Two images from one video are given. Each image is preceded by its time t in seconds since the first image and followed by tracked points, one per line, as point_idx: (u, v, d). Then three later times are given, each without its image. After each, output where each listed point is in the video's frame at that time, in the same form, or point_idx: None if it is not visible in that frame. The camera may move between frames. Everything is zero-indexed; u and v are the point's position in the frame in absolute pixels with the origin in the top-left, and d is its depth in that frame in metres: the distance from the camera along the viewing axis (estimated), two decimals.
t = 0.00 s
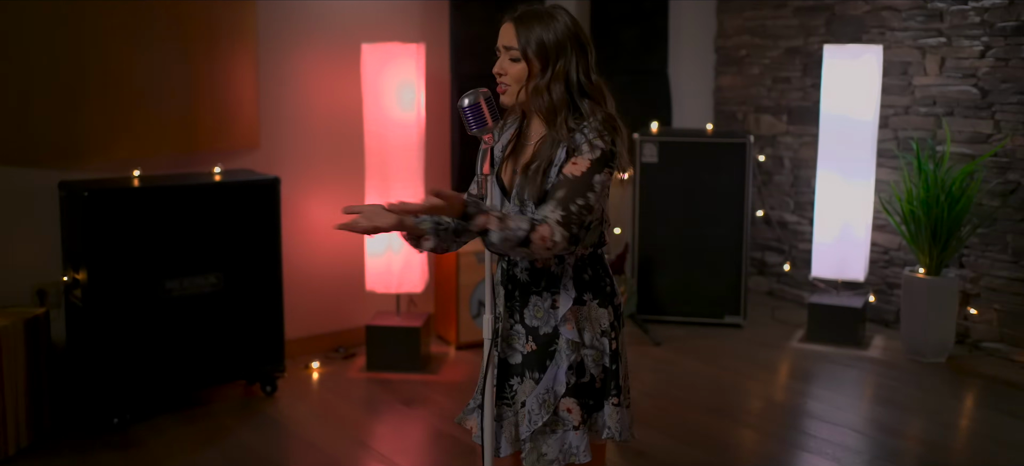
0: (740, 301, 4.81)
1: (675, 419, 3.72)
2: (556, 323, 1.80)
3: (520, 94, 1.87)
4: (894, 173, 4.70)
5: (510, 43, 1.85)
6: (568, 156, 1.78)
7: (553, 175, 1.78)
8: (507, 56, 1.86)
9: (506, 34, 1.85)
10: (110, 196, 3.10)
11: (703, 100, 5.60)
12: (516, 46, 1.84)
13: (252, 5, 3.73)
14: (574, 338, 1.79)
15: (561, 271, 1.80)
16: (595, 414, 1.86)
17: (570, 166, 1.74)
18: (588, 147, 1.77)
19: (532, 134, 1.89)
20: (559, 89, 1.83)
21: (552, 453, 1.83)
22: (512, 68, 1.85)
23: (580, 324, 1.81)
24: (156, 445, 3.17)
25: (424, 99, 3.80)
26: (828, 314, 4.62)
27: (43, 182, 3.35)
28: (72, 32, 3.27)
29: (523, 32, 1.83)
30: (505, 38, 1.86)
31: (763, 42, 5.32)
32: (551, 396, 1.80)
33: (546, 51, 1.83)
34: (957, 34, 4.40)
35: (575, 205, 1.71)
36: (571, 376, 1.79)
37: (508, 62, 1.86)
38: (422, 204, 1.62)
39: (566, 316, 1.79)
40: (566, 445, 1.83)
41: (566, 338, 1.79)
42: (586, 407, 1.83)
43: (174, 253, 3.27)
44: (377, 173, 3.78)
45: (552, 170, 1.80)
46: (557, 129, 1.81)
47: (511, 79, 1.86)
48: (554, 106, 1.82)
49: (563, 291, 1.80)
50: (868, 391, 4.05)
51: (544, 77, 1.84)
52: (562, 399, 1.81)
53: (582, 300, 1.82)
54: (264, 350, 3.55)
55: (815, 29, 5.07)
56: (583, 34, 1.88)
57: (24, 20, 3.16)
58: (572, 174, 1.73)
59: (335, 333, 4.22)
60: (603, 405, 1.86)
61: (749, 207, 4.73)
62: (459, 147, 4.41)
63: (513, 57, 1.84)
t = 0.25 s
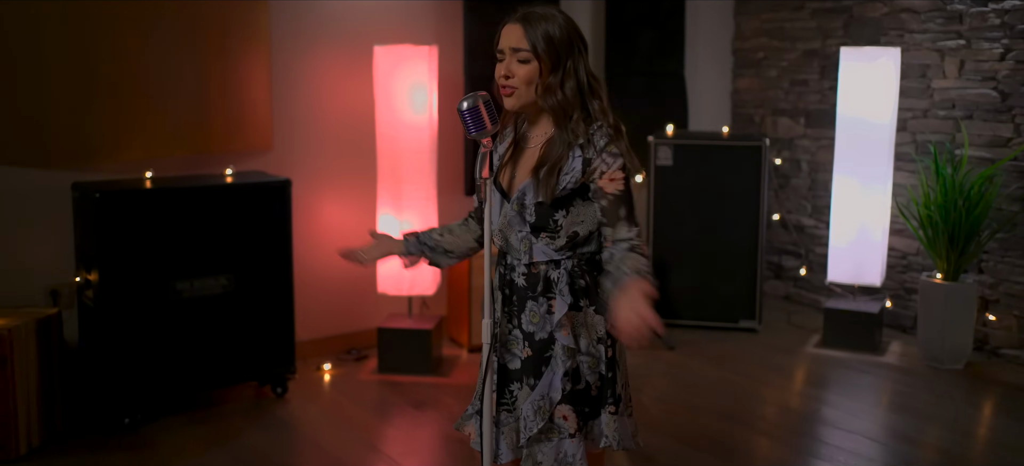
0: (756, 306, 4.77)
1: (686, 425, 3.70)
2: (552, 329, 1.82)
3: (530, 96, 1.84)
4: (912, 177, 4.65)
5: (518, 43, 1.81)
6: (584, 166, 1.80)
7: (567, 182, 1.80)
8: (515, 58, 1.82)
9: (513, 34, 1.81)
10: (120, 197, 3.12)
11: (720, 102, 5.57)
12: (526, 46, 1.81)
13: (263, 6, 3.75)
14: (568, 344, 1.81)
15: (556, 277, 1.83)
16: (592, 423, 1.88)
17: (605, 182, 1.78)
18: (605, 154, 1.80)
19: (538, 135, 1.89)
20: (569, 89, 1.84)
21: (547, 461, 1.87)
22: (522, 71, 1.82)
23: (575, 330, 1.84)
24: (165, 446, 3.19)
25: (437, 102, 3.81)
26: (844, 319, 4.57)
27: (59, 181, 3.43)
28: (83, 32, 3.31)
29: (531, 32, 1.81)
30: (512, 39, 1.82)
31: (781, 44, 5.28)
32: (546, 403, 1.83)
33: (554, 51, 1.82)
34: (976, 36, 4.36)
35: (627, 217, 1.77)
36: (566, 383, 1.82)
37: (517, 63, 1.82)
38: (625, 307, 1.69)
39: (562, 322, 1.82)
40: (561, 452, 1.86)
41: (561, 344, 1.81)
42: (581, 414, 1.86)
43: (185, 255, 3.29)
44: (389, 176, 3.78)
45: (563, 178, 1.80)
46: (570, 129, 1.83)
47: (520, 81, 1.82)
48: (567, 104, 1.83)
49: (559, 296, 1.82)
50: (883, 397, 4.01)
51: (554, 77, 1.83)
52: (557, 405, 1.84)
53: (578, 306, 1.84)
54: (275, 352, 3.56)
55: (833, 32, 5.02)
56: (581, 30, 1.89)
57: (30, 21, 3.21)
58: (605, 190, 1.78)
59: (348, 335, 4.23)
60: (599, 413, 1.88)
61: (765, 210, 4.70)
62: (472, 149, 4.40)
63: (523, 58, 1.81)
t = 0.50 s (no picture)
0: (768, 307, 4.73)
1: (695, 427, 3.67)
2: (555, 330, 1.81)
3: (528, 94, 1.83)
4: (926, 178, 4.61)
5: (517, 40, 1.81)
6: (587, 164, 1.79)
7: (572, 182, 1.79)
8: (514, 55, 1.82)
9: (512, 32, 1.81)
10: (128, 195, 3.12)
11: (733, 102, 5.53)
12: (524, 44, 1.80)
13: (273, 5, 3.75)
14: (572, 346, 1.80)
15: (560, 278, 1.82)
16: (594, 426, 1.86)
17: (614, 185, 1.76)
18: (609, 155, 1.77)
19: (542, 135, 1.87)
20: (569, 88, 1.82)
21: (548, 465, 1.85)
22: (520, 68, 1.81)
23: (579, 332, 1.82)
24: (174, 444, 3.19)
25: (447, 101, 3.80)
26: (857, 321, 4.53)
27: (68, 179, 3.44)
28: (94, 30, 3.33)
29: (530, 29, 1.80)
30: (511, 36, 1.82)
31: (795, 43, 5.24)
32: (549, 406, 1.81)
33: (554, 49, 1.81)
34: (992, 36, 4.31)
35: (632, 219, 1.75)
36: (569, 385, 1.80)
37: (514, 60, 1.82)
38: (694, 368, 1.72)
39: (566, 324, 1.80)
40: (563, 457, 1.84)
41: (564, 346, 1.80)
42: (584, 418, 1.84)
43: (193, 253, 3.29)
44: (399, 174, 3.78)
45: (568, 178, 1.79)
46: (569, 129, 1.81)
47: (517, 78, 1.81)
48: (565, 104, 1.81)
49: (562, 297, 1.81)
50: (895, 400, 3.97)
51: (553, 75, 1.82)
52: (560, 409, 1.82)
53: (582, 308, 1.83)
54: (282, 351, 3.56)
55: (848, 31, 4.98)
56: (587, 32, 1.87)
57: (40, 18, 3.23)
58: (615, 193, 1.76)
59: (356, 334, 4.22)
60: (602, 417, 1.86)
61: (777, 211, 4.66)
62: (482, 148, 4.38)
63: (521, 55, 1.80)
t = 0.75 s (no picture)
0: (772, 309, 4.71)
1: (698, 431, 3.65)
2: (551, 332, 1.82)
3: (525, 94, 1.82)
4: (932, 180, 4.59)
5: (518, 39, 1.81)
6: (575, 164, 1.79)
7: (559, 183, 1.79)
8: (514, 54, 1.81)
9: (514, 30, 1.81)
10: (129, 195, 3.12)
11: (738, 103, 5.51)
12: (525, 44, 1.80)
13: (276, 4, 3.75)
14: (569, 347, 1.81)
15: (556, 279, 1.83)
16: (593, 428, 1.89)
17: (590, 185, 1.75)
18: (596, 155, 1.76)
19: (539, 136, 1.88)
20: (566, 92, 1.82)
21: None
22: (518, 68, 1.81)
23: (576, 333, 1.84)
24: (175, 443, 3.18)
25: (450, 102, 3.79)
26: (862, 324, 4.50)
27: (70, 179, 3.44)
28: (96, 28, 3.33)
29: (532, 30, 1.80)
30: (512, 35, 1.81)
31: (800, 45, 5.21)
32: (546, 408, 1.83)
33: (555, 51, 1.81)
34: (999, 37, 4.28)
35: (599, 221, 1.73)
36: (566, 387, 1.82)
37: (514, 59, 1.81)
38: (594, 393, 1.75)
39: (562, 325, 1.82)
40: (562, 459, 1.86)
41: (560, 348, 1.81)
42: (582, 419, 1.86)
43: (194, 253, 3.28)
44: (401, 175, 3.77)
45: (556, 177, 1.79)
46: (563, 131, 1.81)
47: (516, 78, 1.81)
48: (562, 107, 1.81)
49: (558, 298, 1.82)
50: (899, 404, 3.94)
51: (552, 77, 1.82)
52: (558, 411, 1.84)
53: (578, 309, 1.84)
54: (284, 352, 3.55)
55: (853, 32, 4.95)
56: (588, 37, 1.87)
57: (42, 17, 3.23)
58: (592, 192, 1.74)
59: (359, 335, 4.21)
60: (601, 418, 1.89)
61: (781, 212, 4.64)
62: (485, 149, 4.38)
63: (521, 55, 1.80)
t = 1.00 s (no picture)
0: (782, 311, 4.69)
1: (707, 434, 3.63)
2: (551, 330, 1.89)
3: (535, 92, 1.87)
4: (944, 182, 4.56)
5: (533, 36, 1.86)
6: (577, 155, 1.82)
7: (560, 171, 1.83)
8: (528, 50, 1.87)
9: (530, 27, 1.86)
10: (138, 196, 3.12)
11: (748, 104, 5.49)
12: (539, 41, 1.85)
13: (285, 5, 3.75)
14: (568, 346, 1.88)
15: (557, 278, 1.89)
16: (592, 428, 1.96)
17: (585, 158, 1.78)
18: (598, 140, 1.80)
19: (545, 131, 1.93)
20: (575, 92, 1.87)
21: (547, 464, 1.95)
22: (531, 64, 1.86)
23: (576, 332, 1.90)
24: (183, 444, 3.19)
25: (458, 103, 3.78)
26: (872, 326, 4.48)
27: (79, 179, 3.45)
28: (107, 28, 3.34)
29: (548, 28, 1.86)
30: (527, 31, 1.87)
31: (811, 46, 5.19)
32: (546, 406, 1.90)
33: (568, 51, 1.86)
34: (1011, 38, 4.25)
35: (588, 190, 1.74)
36: (566, 386, 1.89)
37: (527, 55, 1.87)
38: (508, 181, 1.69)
39: (563, 324, 1.88)
40: (561, 457, 1.93)
41: (560, 346, 1.88)
42: (581, 420, 1.93)
43: (203, 254, 3.28)
44: (410, 176, 3.76)
45: (557, 169, 1.84)
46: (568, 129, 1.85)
47: (528, 74, 1.86)
48: (570, 106, 1.86)
49: (559, 297, 1.89)
50: (911, 407, 3.91)
51: (562, 76, 1.86)
52: (557, 409, 1.91)
53: (579, 308, 1.91)
54: (293, 353, 3.55)
55: (864, 33, 4.92)
56: (600, 41, 1.94)
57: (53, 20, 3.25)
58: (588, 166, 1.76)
59: (367, 336, 4.21)
60: (601, 419, 1.96)
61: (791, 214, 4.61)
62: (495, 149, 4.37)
63: (534, 52, 1.86)
